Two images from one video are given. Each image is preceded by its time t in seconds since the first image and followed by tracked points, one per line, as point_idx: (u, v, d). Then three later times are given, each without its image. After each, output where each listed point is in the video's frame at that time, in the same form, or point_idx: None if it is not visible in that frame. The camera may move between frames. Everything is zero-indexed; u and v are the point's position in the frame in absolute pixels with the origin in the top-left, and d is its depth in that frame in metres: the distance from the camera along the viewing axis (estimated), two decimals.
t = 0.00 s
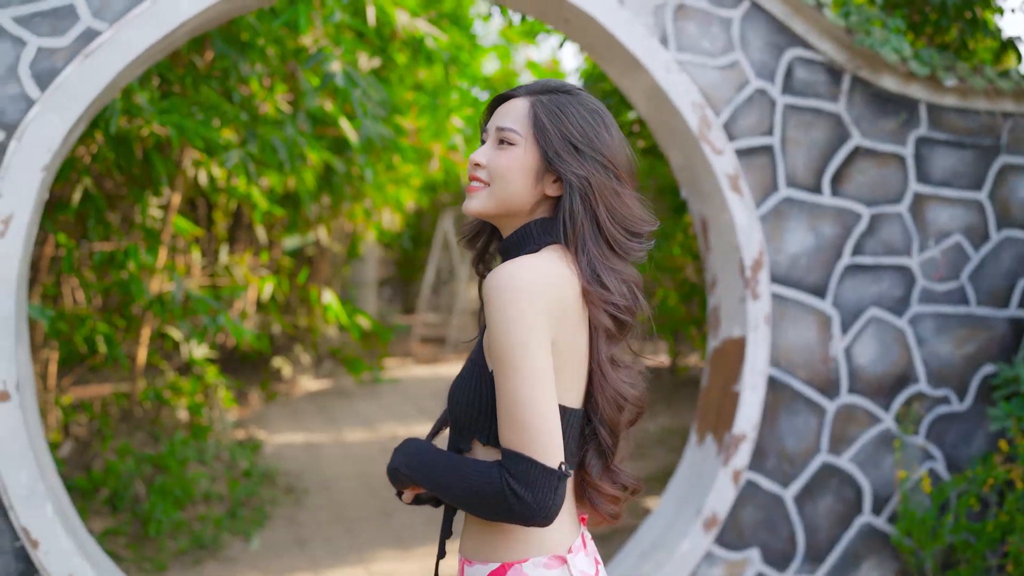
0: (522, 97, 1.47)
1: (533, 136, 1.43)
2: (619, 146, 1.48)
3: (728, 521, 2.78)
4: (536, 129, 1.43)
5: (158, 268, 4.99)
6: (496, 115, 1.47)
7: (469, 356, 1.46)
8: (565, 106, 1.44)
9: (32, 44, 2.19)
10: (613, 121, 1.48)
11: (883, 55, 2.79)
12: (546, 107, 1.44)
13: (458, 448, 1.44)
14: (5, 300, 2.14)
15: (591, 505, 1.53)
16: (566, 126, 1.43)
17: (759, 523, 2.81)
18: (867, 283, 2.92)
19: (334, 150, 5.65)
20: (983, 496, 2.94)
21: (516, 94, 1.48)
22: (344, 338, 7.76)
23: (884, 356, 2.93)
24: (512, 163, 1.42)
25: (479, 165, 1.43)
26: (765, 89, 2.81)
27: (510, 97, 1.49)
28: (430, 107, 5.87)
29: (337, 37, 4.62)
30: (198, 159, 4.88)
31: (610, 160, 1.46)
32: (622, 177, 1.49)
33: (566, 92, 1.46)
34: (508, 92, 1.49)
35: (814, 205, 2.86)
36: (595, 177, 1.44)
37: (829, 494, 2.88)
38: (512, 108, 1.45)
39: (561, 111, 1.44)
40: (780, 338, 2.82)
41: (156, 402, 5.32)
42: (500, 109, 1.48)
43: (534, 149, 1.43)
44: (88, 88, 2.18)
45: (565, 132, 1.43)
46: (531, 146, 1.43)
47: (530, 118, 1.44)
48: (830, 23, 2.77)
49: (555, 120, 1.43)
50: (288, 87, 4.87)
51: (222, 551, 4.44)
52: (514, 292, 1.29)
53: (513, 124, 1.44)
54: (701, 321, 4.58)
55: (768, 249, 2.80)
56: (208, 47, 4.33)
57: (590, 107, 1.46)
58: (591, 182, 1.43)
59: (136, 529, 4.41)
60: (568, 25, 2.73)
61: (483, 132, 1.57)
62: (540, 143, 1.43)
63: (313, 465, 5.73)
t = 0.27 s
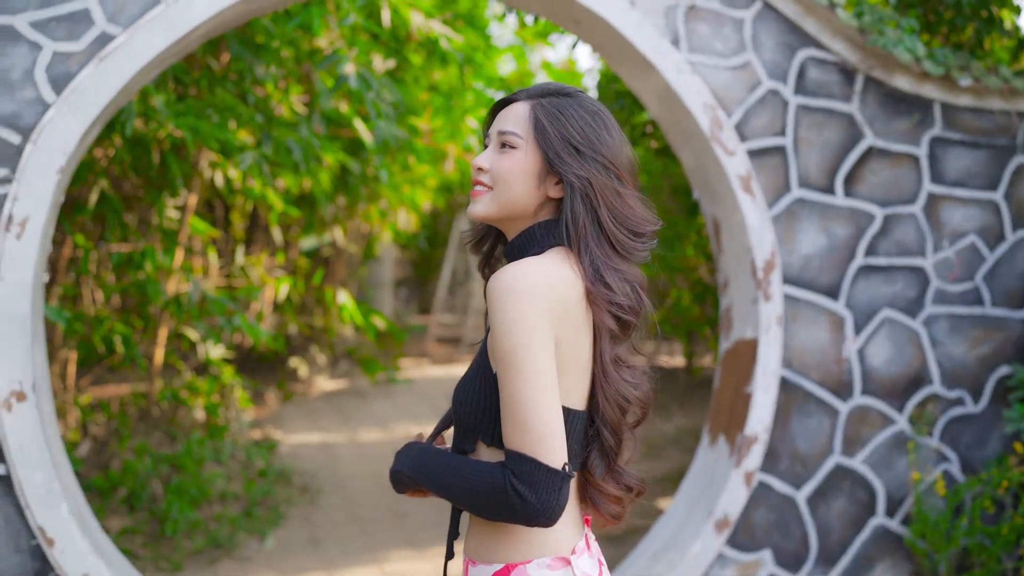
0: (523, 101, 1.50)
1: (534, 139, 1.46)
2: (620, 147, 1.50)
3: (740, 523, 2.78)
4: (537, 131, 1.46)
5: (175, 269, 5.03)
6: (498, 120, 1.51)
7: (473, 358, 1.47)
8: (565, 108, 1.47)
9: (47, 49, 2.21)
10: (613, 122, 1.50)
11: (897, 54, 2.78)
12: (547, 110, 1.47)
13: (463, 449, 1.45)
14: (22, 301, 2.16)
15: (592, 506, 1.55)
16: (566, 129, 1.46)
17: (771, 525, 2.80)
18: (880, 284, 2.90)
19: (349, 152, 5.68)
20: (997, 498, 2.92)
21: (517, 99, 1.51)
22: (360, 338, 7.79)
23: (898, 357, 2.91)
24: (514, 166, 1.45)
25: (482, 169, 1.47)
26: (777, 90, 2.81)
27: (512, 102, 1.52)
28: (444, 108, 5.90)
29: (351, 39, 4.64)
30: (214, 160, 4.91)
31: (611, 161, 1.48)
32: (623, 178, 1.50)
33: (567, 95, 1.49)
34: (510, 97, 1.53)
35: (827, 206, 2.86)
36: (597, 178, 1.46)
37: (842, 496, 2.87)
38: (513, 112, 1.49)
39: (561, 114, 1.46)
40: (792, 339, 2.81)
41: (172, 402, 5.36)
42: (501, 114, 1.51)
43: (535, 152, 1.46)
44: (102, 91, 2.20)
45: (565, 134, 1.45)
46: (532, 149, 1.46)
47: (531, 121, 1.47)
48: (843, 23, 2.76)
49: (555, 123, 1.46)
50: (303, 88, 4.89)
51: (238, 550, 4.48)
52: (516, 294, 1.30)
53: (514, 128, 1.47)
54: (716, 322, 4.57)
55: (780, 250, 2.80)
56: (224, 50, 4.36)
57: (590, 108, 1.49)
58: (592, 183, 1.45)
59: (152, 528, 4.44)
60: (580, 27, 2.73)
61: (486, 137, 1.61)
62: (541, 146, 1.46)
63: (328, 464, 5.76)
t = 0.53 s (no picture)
0: (523, 105, 1.52)
1: (535, 142, 1.48)
2: (619, 148, 1.51)
3: (751, 525, 2.77)
4: (537, 135, 1.48)
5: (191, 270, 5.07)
6: (498, 126, 1.52)
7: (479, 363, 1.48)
8: (564, 111, 1.49)
9: (62, 53, 2.23)
10: (612, 124, 1.52)
11: (909, 54, 2.76)
12: (546, 114, 1.48)
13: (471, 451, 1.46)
14: (36, 302, 2.19)
15: (599, 505, 1.56)
16: (566, 132, 1.47)
17: (783, 527, 2.80)
18: (893, 285, 2.89)
19: (365, 153, 5.70)
20: (1012, 501, 2.90)
21: (516, 103, 1.53)
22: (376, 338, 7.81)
23: (911, 359, 2.90)
24: (517, 171, 1.47)
25: (484, 175, 1.49)
26: (788, 91, 2.80)
27: (511, 106, 1.54)
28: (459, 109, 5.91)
29: (365, 41, 4.66)
30: (230, 162, 4.94)
31: (611, 163, 1.49)
32: (624, 179, 1.52)
33: (566, 98, 1.51)
34: (509, 101, 1.54)
35: (838, 207, 2.85)
36: (598, 180, 1.47)
37: (854, 498, 2.86)
38: (513, 117, 1.50)
39: (560, 118, 1.48)
40: (804, 340, 2.80)
41: (189, 402, 5.39)
42: (501, 120, 1.53)
43: (537, 156, 1.48)
44: (115, 95, 2.23)
45: (565, 137, 1.47)
46: (534, 153, 1.48)
47: (531, 125, 1.48)
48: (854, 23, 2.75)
49: (555, 126, 1.47)
50: (318, 90, 4.91)
51: (252, 549, 4.51)
52: (525, 299, 1.31)
53: (515, 133, 1.48)
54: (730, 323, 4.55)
55: (791, 251, 2.79)
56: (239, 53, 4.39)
57: (589, 111, 1.50)
58: (593, 185, 1.46)
59: (168, 527, 4.48)
60: (590, 28, 2.73)
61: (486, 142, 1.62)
62: (542, 149, 1.47)
63: (343, 464, 5.78)
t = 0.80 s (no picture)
0: (521, 110, 1.53)
1: (536, 147, 1.49)
2: (617, 151, 1.53)
3: (761, 526, 2.76)
4: (537, 139, 1.49)
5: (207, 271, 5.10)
6: (496, 131, 1.53)
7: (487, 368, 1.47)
8: (562, 114, 1.51)
9: (74, 58, 2.26)
10: (608, 127, 1.54)
11: (919, 55, 2.75)
12: (545, 118, 1.50)
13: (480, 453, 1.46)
14: (49, 304, 2.21)
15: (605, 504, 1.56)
16: (565, 135, 1.49)
17: (792, 529, 2.79)
18: (904, 286, 2.88)
19: (379, 154, 5.72)
20: None
21: (514, 109, 1.54)
22: (391, 339, 7.84)
23: (922, 360, 2.89)
24: (518, 175, 1.48)
25: (486, 181, 1.49)
26: (798, 91, 2.79)
27: (509, 112, 1.56)
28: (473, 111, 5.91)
29: (378, 43, 4.68)
30: (245, 163, 4.98)
31: (610, 165, 1.51)
32: (622, 181, 1.54)
33: (563, 103, 1.53)
34: (507, 107, 1.56)
35: (849, 208, 2.84)
36: (598, 182, 1.49)
37: (865, 500, 2.85)
38: (511, 122, 1.51)
39: (559, 122, 1.50)
40: (813, 341, 2.79)
41: (204, 402, 5.44)
42: (499, 126, 1.54)
43: (538, 160, 1.49)
44: (126, 99, 2.25)
45: (565, 140, 1.48)
46: (534, 157, 1.49)
47: (531, 130, 1.50)
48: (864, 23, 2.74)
49: (555, 130, 1.49)
50: (332, 92, 4.93)
51: (266, 549, 4.54)
52: (538, 302, 1.31)
53: (515, 137, 1.49)
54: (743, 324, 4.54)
55: (801, 252, 2.78)
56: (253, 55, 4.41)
57: (586, 115, 1.52)
58: (594, 187, 1.48)
59: (183, 526, 4.52)
60: (599, 30, 2.74)
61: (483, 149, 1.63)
62: (543, 153, 1.49)
63: (357, 464, 5.81)
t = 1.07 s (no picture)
0: (517, 116, 1.55)
1: (534, 152, 1.51)
2: (612, 153, 1.55)
3: (769, 528, 2.76)
4: (536, 145, 1.51)
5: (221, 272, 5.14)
6: (493, 138, 1.55)
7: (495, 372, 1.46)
8: (558, 119, 1.52)
9: (85, 62, 2.29)
10: (604, 130, 1.56)
11: (929, 55, 2.74)
12: (541, 123, 1.52)
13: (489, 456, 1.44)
14: (61, 306, 2.24)
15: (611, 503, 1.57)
16: (563, 139, 1.51)
17: (801, 531, 2.78)
18: (914, 287, 2.87)
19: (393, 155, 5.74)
20: None
21: (510, 115, 1.56)
22: (406, 339, 7.86)
23: (933, 362, 2.87)
24: (519, 181, 1.49)
25: (486, 189, 1.51)
26: (807, 92, 2.79)
27: (504, 118, 1.57)
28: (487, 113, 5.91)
29: (391, 45, 4.70)
30: (259, 165, 5.02)
31: (609, 167, 1.53)
32: (619, 183, 1.56)
33: (558, 107, 1.55)
34: (503, 114, 1.58)
35: (858, 208, 2.83)
36: (597, 184, 1.51)
37: (875, 502, 2.84)
38: (508, 129, 1.53)
39: (556, 126, 1.52)
40: (823, 343, 2.79)
41: (219, 402, 5.48)
42: (496, 133, 1.56)
43: (537, 165, 1.51)
44: (137, 104, 2.28)
45: (564, 144, 1.50)
46: (534, 162, 1.51)
47: (529, 136, 1.52)
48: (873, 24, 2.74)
49: (552, 135, 1.51)
50: (345, 94, 4.95)
51: (279, 548, 4.57)
52: (559, 308, 1.33)
53: (513, 144, 1.51)
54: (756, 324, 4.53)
55: (810, 253, 2.78)
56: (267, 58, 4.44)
57: (581, 119, 1.54)
58: (594, 189, 1.50)
59: (198, 525, 4.56)
60: (607, 31, 2.74)
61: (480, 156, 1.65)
62: (542, 158, 1.51)
63: (371, 464, 5.83)
